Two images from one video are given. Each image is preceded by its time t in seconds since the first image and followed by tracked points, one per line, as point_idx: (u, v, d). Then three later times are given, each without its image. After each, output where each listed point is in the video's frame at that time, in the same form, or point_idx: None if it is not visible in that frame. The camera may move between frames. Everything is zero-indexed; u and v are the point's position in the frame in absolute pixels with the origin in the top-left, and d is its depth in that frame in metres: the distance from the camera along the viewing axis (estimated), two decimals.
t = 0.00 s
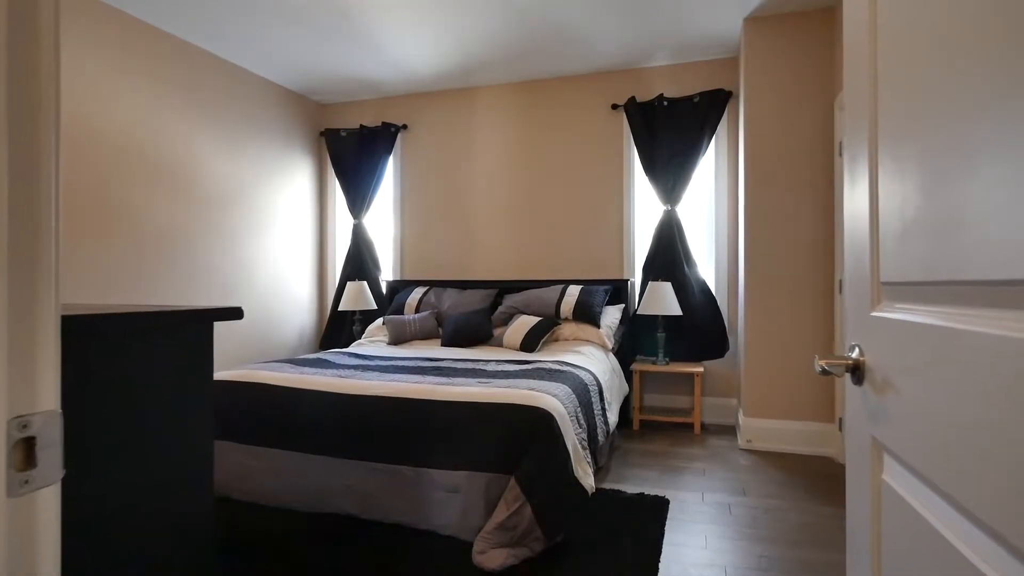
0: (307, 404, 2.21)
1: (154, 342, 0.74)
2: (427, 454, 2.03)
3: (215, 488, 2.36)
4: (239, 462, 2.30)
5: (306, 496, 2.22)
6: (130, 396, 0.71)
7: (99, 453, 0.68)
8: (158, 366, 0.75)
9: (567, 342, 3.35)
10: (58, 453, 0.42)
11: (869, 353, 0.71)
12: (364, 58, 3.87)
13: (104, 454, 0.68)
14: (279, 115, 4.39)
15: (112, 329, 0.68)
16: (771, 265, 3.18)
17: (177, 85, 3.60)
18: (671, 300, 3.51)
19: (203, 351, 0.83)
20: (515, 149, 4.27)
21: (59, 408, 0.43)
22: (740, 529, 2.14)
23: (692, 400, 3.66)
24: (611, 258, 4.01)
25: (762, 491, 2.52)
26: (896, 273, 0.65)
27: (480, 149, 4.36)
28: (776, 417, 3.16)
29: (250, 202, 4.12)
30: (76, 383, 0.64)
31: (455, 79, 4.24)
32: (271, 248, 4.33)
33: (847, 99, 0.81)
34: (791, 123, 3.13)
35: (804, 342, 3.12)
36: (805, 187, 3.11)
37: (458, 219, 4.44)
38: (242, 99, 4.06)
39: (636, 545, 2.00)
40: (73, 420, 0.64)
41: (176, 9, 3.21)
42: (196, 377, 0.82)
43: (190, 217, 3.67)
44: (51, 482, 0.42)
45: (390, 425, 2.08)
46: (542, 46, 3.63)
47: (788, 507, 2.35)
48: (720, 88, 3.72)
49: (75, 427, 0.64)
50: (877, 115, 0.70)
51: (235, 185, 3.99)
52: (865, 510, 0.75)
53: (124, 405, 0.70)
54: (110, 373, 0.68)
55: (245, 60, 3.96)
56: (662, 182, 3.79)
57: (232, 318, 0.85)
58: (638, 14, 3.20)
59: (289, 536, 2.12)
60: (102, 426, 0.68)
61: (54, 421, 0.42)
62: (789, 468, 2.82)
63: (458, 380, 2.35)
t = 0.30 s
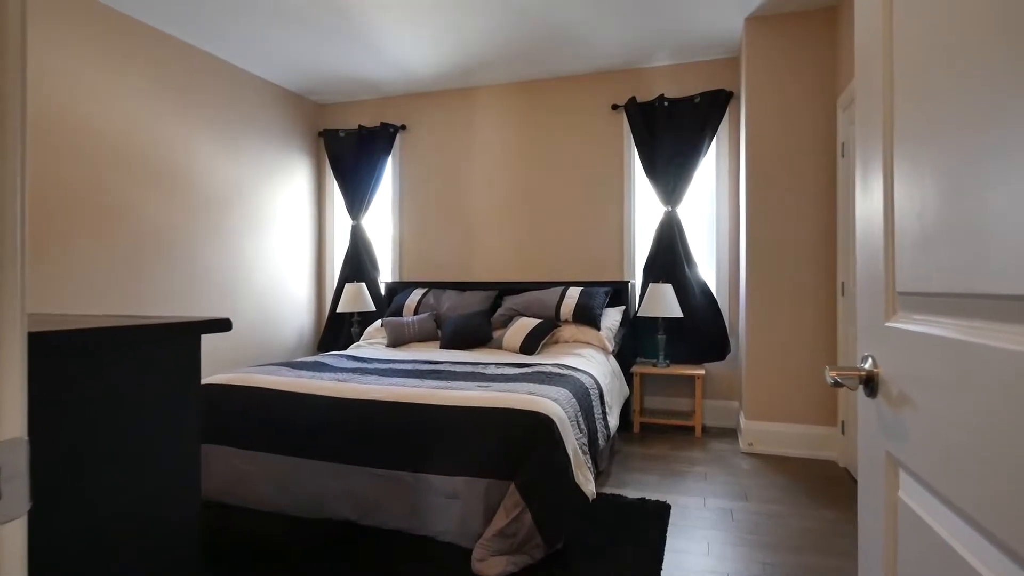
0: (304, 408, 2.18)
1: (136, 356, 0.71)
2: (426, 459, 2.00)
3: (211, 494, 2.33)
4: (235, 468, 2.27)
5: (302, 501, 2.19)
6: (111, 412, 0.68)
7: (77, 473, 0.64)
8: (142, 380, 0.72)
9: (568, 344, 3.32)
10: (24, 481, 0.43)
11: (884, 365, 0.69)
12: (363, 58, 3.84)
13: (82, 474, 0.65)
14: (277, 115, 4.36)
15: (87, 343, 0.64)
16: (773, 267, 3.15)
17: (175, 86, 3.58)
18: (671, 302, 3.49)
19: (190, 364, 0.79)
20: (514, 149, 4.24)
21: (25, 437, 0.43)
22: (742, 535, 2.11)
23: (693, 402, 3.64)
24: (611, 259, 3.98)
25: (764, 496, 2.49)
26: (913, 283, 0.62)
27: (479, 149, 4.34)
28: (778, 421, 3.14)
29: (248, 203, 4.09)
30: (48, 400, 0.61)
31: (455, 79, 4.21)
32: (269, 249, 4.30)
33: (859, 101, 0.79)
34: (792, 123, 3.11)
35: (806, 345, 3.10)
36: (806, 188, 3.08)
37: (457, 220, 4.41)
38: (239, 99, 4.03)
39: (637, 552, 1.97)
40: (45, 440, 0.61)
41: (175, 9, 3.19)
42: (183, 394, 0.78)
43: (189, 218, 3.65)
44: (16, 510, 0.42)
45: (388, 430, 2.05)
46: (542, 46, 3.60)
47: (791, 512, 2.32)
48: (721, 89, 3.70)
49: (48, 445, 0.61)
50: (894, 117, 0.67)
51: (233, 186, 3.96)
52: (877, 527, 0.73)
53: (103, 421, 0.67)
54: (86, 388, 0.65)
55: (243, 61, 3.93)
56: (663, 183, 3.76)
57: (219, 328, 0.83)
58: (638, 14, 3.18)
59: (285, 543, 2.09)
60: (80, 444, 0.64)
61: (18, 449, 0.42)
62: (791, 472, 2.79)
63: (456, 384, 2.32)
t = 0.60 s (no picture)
0: (302, 414, 2.16)
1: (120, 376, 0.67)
2: (425, 466, 1.97)
3: (208, 500, 2.30)
4: (231, 474, 2.24)
5: (299, 508, 2.16)
6: (97, 435, 0.64)
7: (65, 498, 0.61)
8: (129, 401, 0.68)
9: (568, 347, 3.30)
10: None
11: (901, 380, 0.66)
12: (361, 58, 3.82)
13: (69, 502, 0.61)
14: (274, 116, 4.33)
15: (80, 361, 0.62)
16: (775, 270, 3.12)
17: (172, 87, 3.55)
18: (673, 305, 3.46)
19: (176, 384, 0.75)
20: (514, 150, 4.21)
21: None
22: (745, 543, 2.09)
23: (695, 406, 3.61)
24: (612, 261, 3.96)
25: (768, 502, 2.46)
26: (933, 297, 0.60)
27: (479, 150, 4.31)
28: (780, 425, 3.11)
29: (245, 205, 4.06)
30: (31, 425, 0.57)
31: (454, 80, 4.18)
32: (267, 252, 4.27)
33: (875, 105, 0.76)
34: (794, 125, 3.08)
35: (809, 348, 3.07)
36: (808, 191, 3.06)
37: (457, 222, 4.38)
38: (237, 99, 4.00)
39: (640, 560, 1.95)
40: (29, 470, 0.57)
41: (171, 10, 3.17)
42: (170, 415, 0.74)
43: (187, 221, 3.63)
44: None
45: (387, 436, 2.03)
46: (542, 46, 3.58)
47: (794, 519, 2.29)
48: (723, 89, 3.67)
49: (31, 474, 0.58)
50: (913, 122, 0.64)
51: (230, 188, 3.93)
52: (894, 550, 0.70)
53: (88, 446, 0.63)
54: (71, 412, 0.61)
55: (241, 61, 3.90)
56: (664, 184, 3.73)
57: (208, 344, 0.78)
58: (639, 14, 3.15)
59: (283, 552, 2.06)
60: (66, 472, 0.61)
61: None
62: (794, 477, 2.77)
63: (456, 389, 2.29)
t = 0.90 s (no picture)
0: (300, 419, 2.13)
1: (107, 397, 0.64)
2: (425, 472, 1.95)
3: (206, 505, 2.28)
4: (229, 479, 2.21)
5: (297, 514, 2.14)
6: (85, 459, 0.61)
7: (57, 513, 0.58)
8: (118, 423, 0.65)
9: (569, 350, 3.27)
10: None
11: (923, 395, 0.64)
12: (360, 58, 3.79)
13: (58, 530, 0.58)
14: (273, 116, 4.30)
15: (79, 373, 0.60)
16: (778, 272, 3.09)
17: (170, 87, 3.52)
18: (674, 307, 3.43)
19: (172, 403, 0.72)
20: (515, 151, 4.19)
21: None
22: (749, 549, 2.06)
23: (696, 408, 3.59)
24: (613, 262, 3.93)
25: (772, 507, 2.44)
26: (959, 311, 0.57)
27: (479, 151, 4.28)
28: (783, 428, 3.08)
29: (243, 206, 4.02)
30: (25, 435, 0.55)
31: (454, 80, 4.15)
32: (266, 253, 4.24)
33: (891, 108, 0.73)
34: (797, 126, 3.06)
35: (812, 351, 3.04)
36: (811, 193, 3.03)
37: (457, 223, 4.35)
38: (235, 100, 3.97)
39: (643, 567, 1.92)
40: (13, 498, 0.54)
41: (169, 10, 3.14)
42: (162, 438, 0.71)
43: (185, 222, 3.60)
44: None
45: (386, 442, 2.00)
46: (543, 46, 3.55)
47: (798, 525, 2.27)
48: (725, 90, 3.64)
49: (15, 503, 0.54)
50: (935, 125, 0.62)
51: (228, 189, 3.90)
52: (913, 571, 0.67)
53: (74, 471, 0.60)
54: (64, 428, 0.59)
55: (240, 61, 3.88)
56: (665, 185, 3.71)
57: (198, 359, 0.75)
58: (640, 14, 3.13)
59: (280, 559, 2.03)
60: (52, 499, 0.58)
61: None
62: (797, 481, 2.74)
63: (456, 393, 2.26)
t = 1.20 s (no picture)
0: (299, 424, 2.11)
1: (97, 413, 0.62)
2: (425, 478, 1.92)
3: (203, 511, 2.26)
4: (226, 485, 2.19)
5: (295, 520, 2.11)
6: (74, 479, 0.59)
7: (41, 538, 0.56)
8: (107, 440, 0.63)
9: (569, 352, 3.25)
10: None
11: (941, 409, 0.61)
12: (359, 59, 3.76)
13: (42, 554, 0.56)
14: (271, 117, 4.27)
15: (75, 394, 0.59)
16: (780, 275, 3.07)
17: (167, 88, 3.49)
18: (675, 309, 3.41)
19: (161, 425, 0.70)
20: (515, 152, 4.16)
21: None
22: (752, 556, 2.04)
23: (698, 411, 3.56)
24: (613, 264, 3.91)
25: (774, 512, 2.42)
26: (981, 324, 0.55)
27: (479, 152, 4.26)
28: (785, 432, 3.06)
29: (242, 208, 4.00)
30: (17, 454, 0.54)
31: (454, 80, 4.13)
32: (264, 255, 4.21)
33: (907, 112, 0.71)
34: (800, 127, 3.03)
35: (814, 354, 3.02)
36: (813, 194, 3.01)
37: (456, 224, 4.33)
38: (233, 100, 3.95)
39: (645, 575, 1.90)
40: None
41: (167, 10, 3.12)
42: (151, 455, 0.69)
43: (182, 223, 3.56)
44: None
45: (386, 447, 1.98)
46: (543, 47, 3.53)
47: (801, 530, 2.25)
48: (726, 90, 3.62)
49: None
50: (956, 128, 0.60)
51: (226, 190, 3.87)
52: None
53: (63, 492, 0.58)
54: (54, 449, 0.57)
55: (238, 61, 3.85)
56: (666, 187, 3.69)
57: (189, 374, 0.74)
58: (642, 15, 3.11)
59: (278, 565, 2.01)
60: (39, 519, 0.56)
61: None
62: (800, 486, 2.72)
63: (456, 397, 2.24)
